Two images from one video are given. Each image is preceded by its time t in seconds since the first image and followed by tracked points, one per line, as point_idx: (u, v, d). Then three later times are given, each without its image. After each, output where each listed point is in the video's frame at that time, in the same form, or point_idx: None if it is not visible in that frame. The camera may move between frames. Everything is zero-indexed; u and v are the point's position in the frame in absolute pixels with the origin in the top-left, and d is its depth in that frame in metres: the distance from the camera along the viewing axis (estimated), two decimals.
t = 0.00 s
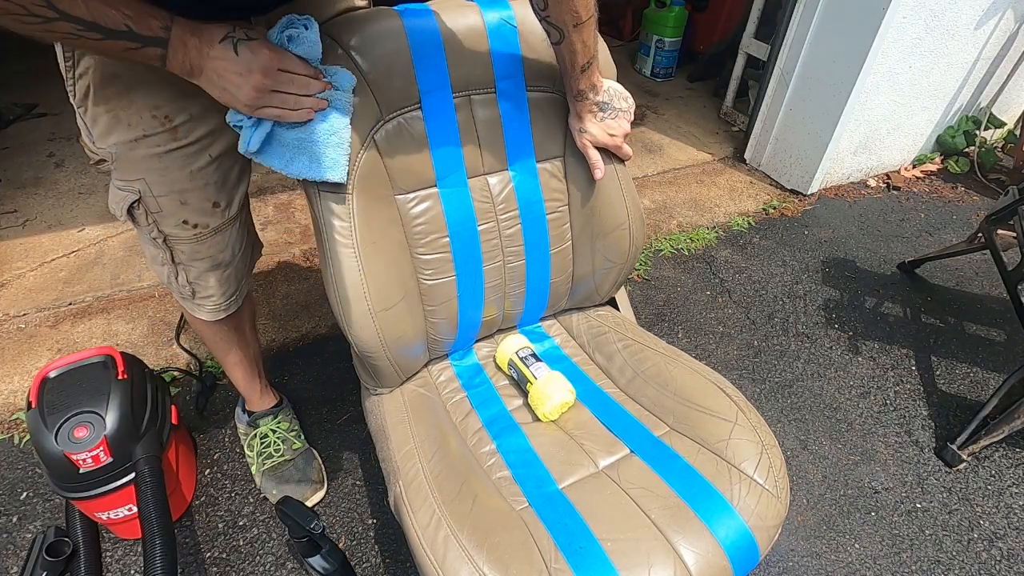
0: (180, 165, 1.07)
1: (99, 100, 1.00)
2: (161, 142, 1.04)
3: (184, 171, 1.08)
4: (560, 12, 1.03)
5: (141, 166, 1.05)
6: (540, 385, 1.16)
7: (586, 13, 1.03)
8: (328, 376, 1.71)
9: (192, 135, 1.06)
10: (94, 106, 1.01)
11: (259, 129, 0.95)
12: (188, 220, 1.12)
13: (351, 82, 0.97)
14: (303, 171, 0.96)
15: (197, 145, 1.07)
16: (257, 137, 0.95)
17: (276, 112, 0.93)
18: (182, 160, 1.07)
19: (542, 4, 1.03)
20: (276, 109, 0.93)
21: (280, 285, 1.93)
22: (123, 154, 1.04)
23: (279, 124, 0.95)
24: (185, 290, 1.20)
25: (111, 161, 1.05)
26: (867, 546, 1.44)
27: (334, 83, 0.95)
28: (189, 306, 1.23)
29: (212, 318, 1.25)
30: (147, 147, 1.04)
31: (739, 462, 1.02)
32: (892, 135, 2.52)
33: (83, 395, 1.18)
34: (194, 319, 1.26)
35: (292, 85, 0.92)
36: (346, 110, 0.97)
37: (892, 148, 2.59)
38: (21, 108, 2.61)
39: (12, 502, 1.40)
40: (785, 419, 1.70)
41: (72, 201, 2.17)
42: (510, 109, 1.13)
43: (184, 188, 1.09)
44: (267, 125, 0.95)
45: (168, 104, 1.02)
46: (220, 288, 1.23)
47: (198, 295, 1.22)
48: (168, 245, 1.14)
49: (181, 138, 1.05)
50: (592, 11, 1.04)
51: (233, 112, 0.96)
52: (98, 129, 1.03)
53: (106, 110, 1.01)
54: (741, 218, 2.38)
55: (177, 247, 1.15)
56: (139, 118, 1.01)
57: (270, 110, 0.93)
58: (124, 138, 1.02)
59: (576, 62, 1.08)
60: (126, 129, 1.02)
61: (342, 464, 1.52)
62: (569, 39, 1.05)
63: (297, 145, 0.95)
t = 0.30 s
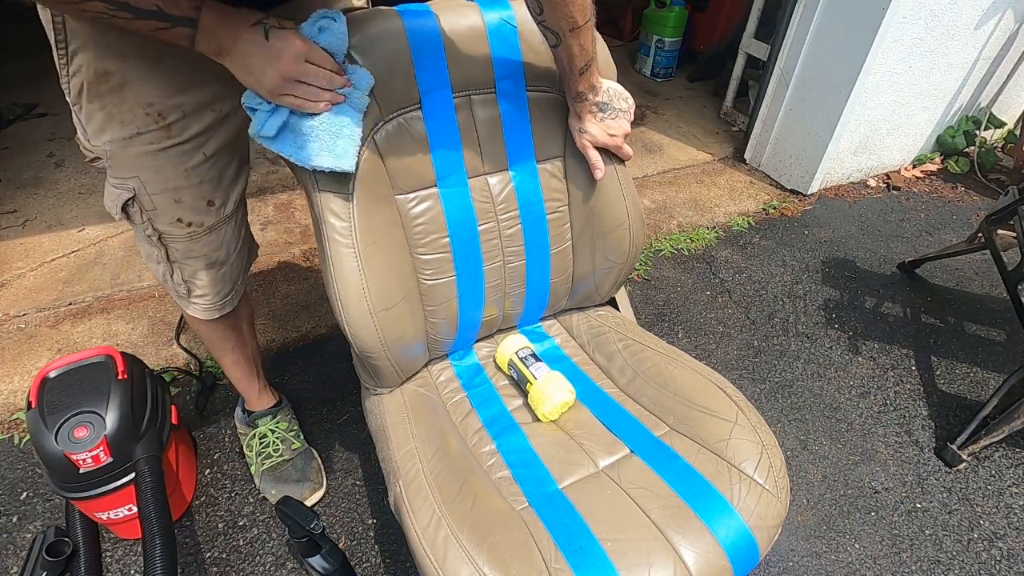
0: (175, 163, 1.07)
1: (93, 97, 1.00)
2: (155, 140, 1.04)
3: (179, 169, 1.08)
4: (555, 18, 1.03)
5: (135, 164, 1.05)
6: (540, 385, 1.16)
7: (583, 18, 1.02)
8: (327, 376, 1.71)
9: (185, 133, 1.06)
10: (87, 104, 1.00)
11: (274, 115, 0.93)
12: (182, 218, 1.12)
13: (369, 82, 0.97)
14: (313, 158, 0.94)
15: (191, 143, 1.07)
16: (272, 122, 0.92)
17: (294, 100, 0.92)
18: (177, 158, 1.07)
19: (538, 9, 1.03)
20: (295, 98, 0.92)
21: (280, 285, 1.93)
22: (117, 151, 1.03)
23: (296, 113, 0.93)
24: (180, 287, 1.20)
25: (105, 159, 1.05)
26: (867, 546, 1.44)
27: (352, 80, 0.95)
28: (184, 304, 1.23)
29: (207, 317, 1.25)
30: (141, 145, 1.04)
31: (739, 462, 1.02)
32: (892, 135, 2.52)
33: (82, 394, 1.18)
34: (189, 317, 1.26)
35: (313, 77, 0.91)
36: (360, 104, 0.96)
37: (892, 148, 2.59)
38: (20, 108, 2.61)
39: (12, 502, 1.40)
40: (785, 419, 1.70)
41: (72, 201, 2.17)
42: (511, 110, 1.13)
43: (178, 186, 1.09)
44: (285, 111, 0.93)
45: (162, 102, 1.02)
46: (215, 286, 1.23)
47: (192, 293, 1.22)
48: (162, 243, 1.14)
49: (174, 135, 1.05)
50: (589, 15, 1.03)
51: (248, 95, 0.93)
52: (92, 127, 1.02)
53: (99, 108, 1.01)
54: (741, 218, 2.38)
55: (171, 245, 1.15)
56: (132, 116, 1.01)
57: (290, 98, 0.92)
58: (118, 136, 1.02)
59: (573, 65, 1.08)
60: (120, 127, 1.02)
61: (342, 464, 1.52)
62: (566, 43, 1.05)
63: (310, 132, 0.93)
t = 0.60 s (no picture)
0: (173, 161, 1.07)
1: (91, 96, 0.99)
2: (154, 139, 1.04)
3: (177, 168, 1.08)
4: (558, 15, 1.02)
5: (134, 163, 1.05)
6: (540, 385, 1.16)
7: (585, 16, 1.03)
8: (327, 376, 1.71)
9: (184, 132, 1.06)
10: (86, 102, 1.00)
11: (283, 117, 0.95)
12: (181, 216, 1.12)
13: (377, 89, 0.98)
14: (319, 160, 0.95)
15: (190, 142, 1.07)
16: (278, 124, 0.94)
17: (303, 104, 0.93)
18: (175, 156, 1.07)
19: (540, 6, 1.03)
20: (307, 104, 0.93)
21: (280, 285, 1.93)
22: (116, 150, 1.03)
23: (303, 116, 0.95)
24: (178, 286, 1.20)
25: (104, 157, 1.05)
26: (867, 546, 1.44)
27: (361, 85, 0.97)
28: (183, 300, 1.23)
29: (207, 313, 1.25)
30: (140, 144, 1.04)
31: (739, 462, 1.02)
32: (893, 135, 2.52)
33: (81, 394, 1.18)
34: (189, 316, 1.26)
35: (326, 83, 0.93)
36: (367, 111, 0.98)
37: (892, 148, 2.59)
38: (21, 108, 2.61)
39: (12, 502, 1.40)
40: (785, 419, 1.70)
41: (72, 201, 2.17)
42: (511, 110, 1.13)
43: (176, 185, 1.09)
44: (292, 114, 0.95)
45: (162, 101, 1.02)
46: (212, 284, 1.23)
47: (190, 291, 1.22)
48: (161, 241, 1.14)
49: (173, 134, 1.05)
50: (591, 13, 1.04)
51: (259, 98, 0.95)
52: (91, 125, 1.02)
53: (98, 106, 1.00)
54: (741, 218, 2.38)
55: (169, 243, 1.15)
56: (131, 115, 1.01)
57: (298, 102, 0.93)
58: (117, 134, 1.02)
59: (575, 63, 1.08)
60: (119, 125, 1.01)
61: (342, 464, 1.52)
62: (568, 40, 1.05)
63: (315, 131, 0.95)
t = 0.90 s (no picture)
0: (181, 164, 1.07)
1: (100, 98, 0.99)
2: (162, 141, 1.04)
3: (184, 170, 1.08)
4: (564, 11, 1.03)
5: (141, 165, 1.04)
6: (541, 385, 1.16)
7: (590, 13, 1.03)
8: (328, 375, 1.71)
9: (192, 134, 1.06)
10: (93, 104, 1.00)
11: (289, 123, 0.94)
12: (189, 219, 1.12)
13: (382, 99, 0.99)
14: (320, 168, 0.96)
15: (198, 144, 1.07)
16: (286, 131, 0.94)
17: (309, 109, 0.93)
18: (183, 158, 1.07)
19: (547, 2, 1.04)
20: (312, 108, 0.93)
21: (281, 285, 1.93)
22: (123, 152, 1.03)
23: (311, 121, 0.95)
24: (182, 289, 1.20)
25: (111, 160, 1.05)
26: (867, 545, 1.44)
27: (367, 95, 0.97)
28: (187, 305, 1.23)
29: (211, 319, 1.25)
30: (148, 146, 1.03)
31: (739, 462, 1.02)
32: (893, 135, 2.52)
33: (84, 395, 1.18)
34: (193, 319, 1.26)
35: (334, 92, 0.92)
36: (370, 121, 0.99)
37: (892, 148, 2.59)
38: (20, 108, 2.61)
39: (12, 502, 1.40)
40: (785, 419, 1.70)
41: (72, 201, 2.17)
42: (511, 109, 1.13)
43: (183, 187, 1.09)
44: (298, 119, 0.94)
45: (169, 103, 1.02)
46: (219, 287, 1.23)
47: (196, 295, 1.22)
48: (167, 244, 1.14)
49: (181, 136, 1.05)
50: (596, 10, 1.04)
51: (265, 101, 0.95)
52: (98, 128, 1.02)
53: (105, 109, 1.00)
54: (741, 218, 2.38)
55: (176, 246, 1.15)
56: (139, 117, 1.01)
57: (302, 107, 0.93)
58: (124, 137, 1.02)
59: (578, 62, 1.09)
60: (126, 127, 1.01)
61: (342, 465, 1.52)
62: (573, 38, 1.06)
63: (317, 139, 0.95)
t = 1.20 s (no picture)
0: (185, 165, 1.07)
1: (102, 100, 0.99)
2: (166, 142, 1.04)
3: (189, 171, 1.08)
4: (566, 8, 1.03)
5: (145, 167, 1.05)
6: (541, 385, 1.16)
7: (592, 11, 1.04)
8: (327, 375, 1.71)
9: (196, 135, 1.06)
10: (96, 106, 1.00)
11: (289, 126, 0.93)
12: (192, 220, 1.12)
13: (380, 106, 0.98)
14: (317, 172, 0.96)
15: (201, 145, 1.07)
16: (286, 134, 0.93)
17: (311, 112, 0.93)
18: (187, 160, 1.07)
19: None
20: (314, 110, 0.92)
21: (281, 285, 1.93)
22: (127, 154, 1.03)
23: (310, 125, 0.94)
24: (185, 291, 1.20)
25: (114, 162, 1.05)
26: (867, 545, 1.44)
27: (366, 103, 0.97)
28: (190, 307, 1.23)
29: (212, 320, 1.25)
30: (152, 147, 1.03)
31: (739, 461, 1.02)
32: (893, 135, 2.52)
33: (84, 395, 1.18)
34: (195, 320, 1.26)
35: (337, 94, 0.92)
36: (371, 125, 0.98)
37: (892, 148, 2.59)
38: (20, 108, 2.61)
39: (12, 502, 1.40)
40: (785, 419, 1.70)
41: (72, 201, 2.17)
42: (511, 109, 1.13)
43: (187, 188, 1.09)
44: (299, 123, 0.93)
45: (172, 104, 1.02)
46: (223, 288, 1.23)
47: (199, 296, 1.22)
48: (171, 245, 1.14)
49: (185, 137, 1.05)
50: (597, 9, 1.05)
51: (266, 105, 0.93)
52: (100, 130, 1.02)
53: (108, 110, 1.00)
54: (741, 218, 2.38)
55: (179, 248, 1.15)
56: (142, 118, 1.01)
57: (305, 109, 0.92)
58: (128, 138, 1.02)
59: (579, 61, 1.09)
60: (130, 129, 1.01)
61: (342, 465, 1.52)
62: (575, 36, 1.06)
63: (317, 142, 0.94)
